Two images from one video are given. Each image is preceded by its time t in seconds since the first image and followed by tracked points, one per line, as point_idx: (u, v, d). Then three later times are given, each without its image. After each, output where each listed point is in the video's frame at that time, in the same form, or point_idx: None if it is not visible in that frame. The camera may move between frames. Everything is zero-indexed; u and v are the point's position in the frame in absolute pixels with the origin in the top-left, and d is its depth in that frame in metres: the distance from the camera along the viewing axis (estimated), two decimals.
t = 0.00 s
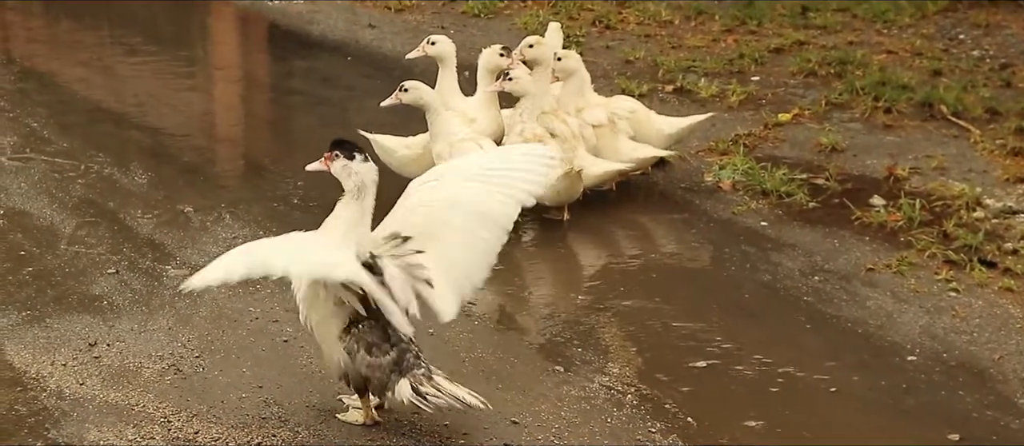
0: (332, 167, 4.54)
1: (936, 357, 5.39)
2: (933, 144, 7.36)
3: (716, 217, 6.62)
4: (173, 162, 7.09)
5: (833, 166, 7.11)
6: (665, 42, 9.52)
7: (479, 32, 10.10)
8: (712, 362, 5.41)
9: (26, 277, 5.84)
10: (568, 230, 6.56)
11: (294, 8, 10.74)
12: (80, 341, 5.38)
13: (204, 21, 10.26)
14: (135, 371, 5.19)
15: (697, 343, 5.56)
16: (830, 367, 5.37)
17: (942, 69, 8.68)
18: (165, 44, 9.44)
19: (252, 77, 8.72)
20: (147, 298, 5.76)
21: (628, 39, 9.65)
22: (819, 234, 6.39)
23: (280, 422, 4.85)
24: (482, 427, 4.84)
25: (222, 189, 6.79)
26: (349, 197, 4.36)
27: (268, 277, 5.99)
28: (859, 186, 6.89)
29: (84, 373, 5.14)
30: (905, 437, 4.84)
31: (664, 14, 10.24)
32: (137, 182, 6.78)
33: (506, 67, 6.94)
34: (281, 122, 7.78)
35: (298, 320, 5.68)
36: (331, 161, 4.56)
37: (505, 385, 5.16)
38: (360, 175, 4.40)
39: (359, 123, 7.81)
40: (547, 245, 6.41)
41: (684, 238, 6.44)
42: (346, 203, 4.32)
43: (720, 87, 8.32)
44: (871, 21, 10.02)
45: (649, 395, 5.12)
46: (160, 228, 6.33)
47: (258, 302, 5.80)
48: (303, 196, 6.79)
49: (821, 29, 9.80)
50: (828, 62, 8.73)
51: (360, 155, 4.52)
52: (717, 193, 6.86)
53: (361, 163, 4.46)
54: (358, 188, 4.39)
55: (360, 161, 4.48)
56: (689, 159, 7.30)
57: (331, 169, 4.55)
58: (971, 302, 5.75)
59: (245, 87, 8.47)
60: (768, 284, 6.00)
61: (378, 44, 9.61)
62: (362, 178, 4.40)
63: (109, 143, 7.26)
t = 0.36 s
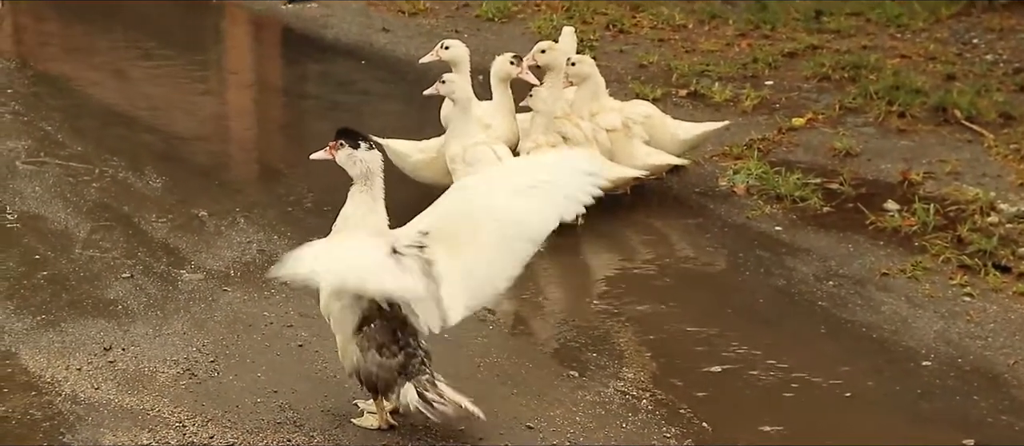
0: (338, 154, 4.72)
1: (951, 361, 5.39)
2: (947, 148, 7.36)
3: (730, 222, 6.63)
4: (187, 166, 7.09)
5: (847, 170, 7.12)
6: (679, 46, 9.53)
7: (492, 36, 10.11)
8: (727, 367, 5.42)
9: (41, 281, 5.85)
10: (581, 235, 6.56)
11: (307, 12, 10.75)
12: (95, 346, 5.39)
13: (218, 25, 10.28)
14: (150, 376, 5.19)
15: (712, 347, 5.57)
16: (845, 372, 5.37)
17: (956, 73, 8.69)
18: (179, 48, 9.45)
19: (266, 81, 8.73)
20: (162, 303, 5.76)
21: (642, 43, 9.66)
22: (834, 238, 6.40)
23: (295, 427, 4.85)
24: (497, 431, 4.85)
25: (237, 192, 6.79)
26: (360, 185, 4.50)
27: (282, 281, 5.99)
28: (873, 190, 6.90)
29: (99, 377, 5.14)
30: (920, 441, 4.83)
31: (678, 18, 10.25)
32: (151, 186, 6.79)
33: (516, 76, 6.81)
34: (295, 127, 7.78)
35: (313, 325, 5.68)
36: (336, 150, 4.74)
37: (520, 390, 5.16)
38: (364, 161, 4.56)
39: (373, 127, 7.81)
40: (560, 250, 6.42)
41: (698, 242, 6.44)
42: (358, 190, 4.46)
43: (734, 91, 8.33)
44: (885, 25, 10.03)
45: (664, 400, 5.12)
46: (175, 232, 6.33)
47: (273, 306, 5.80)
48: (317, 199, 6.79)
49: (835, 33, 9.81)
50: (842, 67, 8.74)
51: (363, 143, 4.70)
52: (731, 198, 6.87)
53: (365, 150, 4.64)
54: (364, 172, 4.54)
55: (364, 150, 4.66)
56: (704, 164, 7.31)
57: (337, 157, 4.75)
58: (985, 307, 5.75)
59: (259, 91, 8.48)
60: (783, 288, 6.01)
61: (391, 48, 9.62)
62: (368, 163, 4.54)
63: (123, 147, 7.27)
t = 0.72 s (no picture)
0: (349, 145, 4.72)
1: (969, 366, 5.38)
2: (966, 153, 7.35)
3: (749, 225, 6.62)
4: (205, 168, 7.10)
5: (866, 174, 7.11)
6: (698, 49, 9.53)
7: (510, 38, 10.12)
8: (745, 370, 5.41)
9: (60, 283, 5.86)
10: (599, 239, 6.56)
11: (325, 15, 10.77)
12: (114, 347, 5.40)
13: (237, 27, 10.31)
14: (170, 378, 5.19)
15: (731, 351, 5.56)
16: (865, 376, 5.36)
17: (975, 77, 8.68)
18: (197, 51, 9.48)
19: (284, 83, 8.74)
20: (181, 305, 5.77)
21: (661, 46, 9.66)
22: (853, 242, 6.39)
23: (314, 430, 4.85)
24: (515, 433, 4.84)
25: (256, 194, 6.80)
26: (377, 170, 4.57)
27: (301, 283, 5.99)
28: (892, 194, 6.89)
29: (118, 379, 5.15)
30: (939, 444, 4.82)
31: (697, 22, 10.25)
32: (170, 188, 6.80)
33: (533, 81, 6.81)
34: (313, 129, 7.79)
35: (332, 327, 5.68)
36: (347, 141, 4.75)
37: (538, 392, 5.16)
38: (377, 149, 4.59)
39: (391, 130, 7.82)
40: (577, 253, 6.41)
41: (716, 246, 6.44)
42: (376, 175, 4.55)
43: (753, 95, 8.33)
44: (903, 29, 10.03)
45: (682, 403, 5.11)
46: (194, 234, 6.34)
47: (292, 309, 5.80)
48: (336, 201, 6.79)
49: (853, 37, 9.81)
50: (861, 70, 8.74)
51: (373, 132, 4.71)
52: (750, 201, 6.87)
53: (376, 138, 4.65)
54: (376, 157, 4.58)
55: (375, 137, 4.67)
56: (722, 167, 7.30)
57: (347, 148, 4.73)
58: (1005, 311, 5.74)
59: (277, 93, 8.50)
60: (802, 292, 6.00)
61: (409, 52, 9.63)
62: (379, 148, 4.60)
63: (142, 149, 7.29)
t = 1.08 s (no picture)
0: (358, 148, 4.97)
1: (989, 369, 5.37)
2: (985, 156, 7.34)
3: (768, 229, 6.62)
4: (224, 169, 7.12)
5: (885, 177, 7.10)
6: (717, 52, 9.54)
7: (529, 41, 10.13)
8: (764, 373, 5.40)
9: (80, 285, 5.86)
10: (618, 242, 6.55)
11: (342, 18, 10.80)
12: (133, 349, 5.40)
13: (258, 30, 10.36)
14: (189, 380, 5.19)
15: (751, 354, 5.56)
16: (884, 379, 5.36)
17: (995, 81, 8.68)
18: (215, 53, 9.51)
19: (303, 86, 8.77)
20: (200, 307, 5.76)
21: (680, 49, 9.67)
22: (873, 245, 6.39)
23: (333, 433, 4.84)
24: (534, 436, 4.84)
25: (275, 197, 6.82)
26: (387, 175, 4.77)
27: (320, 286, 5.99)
28: (911, 197, 6.89)
29: (137, 381, 5.15)
30: None
31: (716, 24, 10.26)
32: (189, 190, 6.81)
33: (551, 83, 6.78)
34: (332, 132, 7.81)
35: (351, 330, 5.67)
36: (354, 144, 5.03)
37: (557, 395, 5.16)
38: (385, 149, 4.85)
39: (410, 133, 7.83)
40: (595, 257, 6.41)
41: (734, 249, 6.44)
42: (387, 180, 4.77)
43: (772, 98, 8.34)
44: (923, 32, 10.04)
45: (702, 406, 5.11)
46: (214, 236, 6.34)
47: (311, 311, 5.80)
48: (355, 204, 6.80)
49: (872, 40, 9.81)
50: (880, 73, 8.75)
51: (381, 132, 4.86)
52: (769, 204, 6.86)
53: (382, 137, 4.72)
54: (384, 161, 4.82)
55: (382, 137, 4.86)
56: (742, 170, 7.30)
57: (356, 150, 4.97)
58: None
59: (295, 95, 8.52)
60: (821, 295, 6.00)
61: (428, 55, 9.64)
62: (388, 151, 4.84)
63: (161, 151, 7.31)
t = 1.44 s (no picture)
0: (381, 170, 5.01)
1: (1012, 373, 5.36)
2: (1007, 160, 7.34)
3: (791, 232, 6.62)
4: (246, 172, 7.14)
5: (907, 181, 7.11)
6: (739, 56, 9.56)
7: (550, 45, 10.15)
8: (787, 376, 5.40)
9: (102, 288, 5.88)
10: (639, 245, 6.55)
11: (363, 21, 10.84)
12: (156, 352, 5.40)
13: (279, 33, 10.41)
14: (211, 382, 5.18)
15: (774, 357, 5.56)
16: (906, 383, 5.35)
17: (1018, 84, 8.68)
18: (237, 57, 9.56)
19: (325, 89, 8.80)
20: (222, 309, 5.76)
21: (702, 53, 9.68)
22: (895, 249, 6.38)
23: (356, 435, 4.84)
24: (557, 441, 4.83)
25: (297, 200, 6.84)
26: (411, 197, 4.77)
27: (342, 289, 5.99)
28: (933, 201, 6.89)
29: (160, 384, 5.15)
30: None
31: (738, 28, 10.27)
32: (212, 193, 6.84)
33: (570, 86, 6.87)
34: (353, 135, 7.83)
35: (373, 332, 5.66)
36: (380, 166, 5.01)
37: (579, 399, 5.15)
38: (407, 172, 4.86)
39: (431, 136, 7.85)
40: (616, 260, 6.41)
41: (756, 252, 6.44)
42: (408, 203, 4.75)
43: (794, 101, 8.35)
44: (945, 35, 10.05)
45: (724, 409, 5.10)
46: (236, 239, 6.36)
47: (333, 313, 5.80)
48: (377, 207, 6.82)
49: (895, 43, 9.82)
50: (902, 77, 8.76)
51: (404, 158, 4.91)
52: (791, 208, 6.87)
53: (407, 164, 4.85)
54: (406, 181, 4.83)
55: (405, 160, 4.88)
56: (764, 174, 7.31)
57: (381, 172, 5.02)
58: None
59: (316, 99, 8.55)
60: (844, 299, 6.00)
61: (449, 58, 9.67)
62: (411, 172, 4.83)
63: (182, 154, 7.35)
